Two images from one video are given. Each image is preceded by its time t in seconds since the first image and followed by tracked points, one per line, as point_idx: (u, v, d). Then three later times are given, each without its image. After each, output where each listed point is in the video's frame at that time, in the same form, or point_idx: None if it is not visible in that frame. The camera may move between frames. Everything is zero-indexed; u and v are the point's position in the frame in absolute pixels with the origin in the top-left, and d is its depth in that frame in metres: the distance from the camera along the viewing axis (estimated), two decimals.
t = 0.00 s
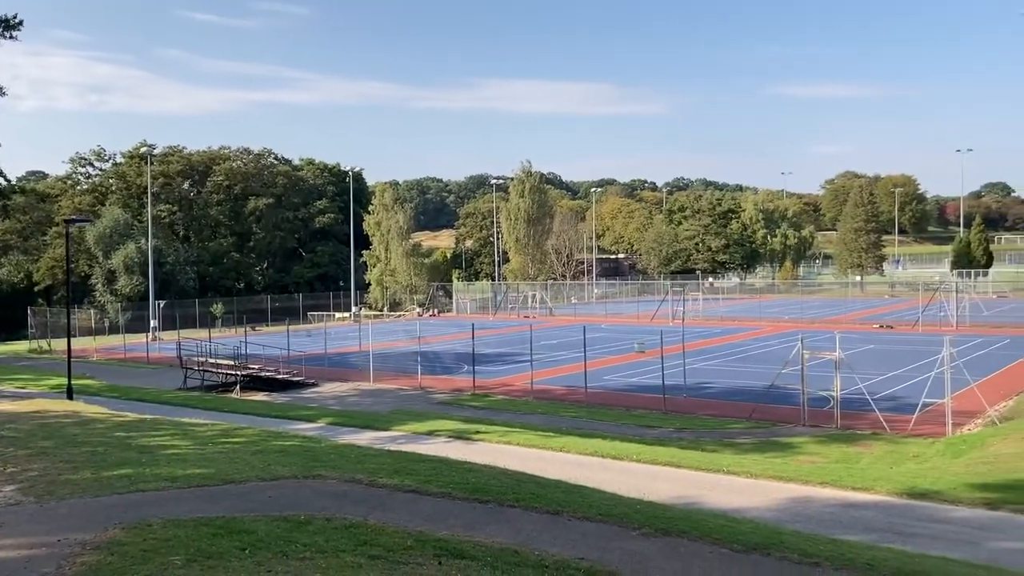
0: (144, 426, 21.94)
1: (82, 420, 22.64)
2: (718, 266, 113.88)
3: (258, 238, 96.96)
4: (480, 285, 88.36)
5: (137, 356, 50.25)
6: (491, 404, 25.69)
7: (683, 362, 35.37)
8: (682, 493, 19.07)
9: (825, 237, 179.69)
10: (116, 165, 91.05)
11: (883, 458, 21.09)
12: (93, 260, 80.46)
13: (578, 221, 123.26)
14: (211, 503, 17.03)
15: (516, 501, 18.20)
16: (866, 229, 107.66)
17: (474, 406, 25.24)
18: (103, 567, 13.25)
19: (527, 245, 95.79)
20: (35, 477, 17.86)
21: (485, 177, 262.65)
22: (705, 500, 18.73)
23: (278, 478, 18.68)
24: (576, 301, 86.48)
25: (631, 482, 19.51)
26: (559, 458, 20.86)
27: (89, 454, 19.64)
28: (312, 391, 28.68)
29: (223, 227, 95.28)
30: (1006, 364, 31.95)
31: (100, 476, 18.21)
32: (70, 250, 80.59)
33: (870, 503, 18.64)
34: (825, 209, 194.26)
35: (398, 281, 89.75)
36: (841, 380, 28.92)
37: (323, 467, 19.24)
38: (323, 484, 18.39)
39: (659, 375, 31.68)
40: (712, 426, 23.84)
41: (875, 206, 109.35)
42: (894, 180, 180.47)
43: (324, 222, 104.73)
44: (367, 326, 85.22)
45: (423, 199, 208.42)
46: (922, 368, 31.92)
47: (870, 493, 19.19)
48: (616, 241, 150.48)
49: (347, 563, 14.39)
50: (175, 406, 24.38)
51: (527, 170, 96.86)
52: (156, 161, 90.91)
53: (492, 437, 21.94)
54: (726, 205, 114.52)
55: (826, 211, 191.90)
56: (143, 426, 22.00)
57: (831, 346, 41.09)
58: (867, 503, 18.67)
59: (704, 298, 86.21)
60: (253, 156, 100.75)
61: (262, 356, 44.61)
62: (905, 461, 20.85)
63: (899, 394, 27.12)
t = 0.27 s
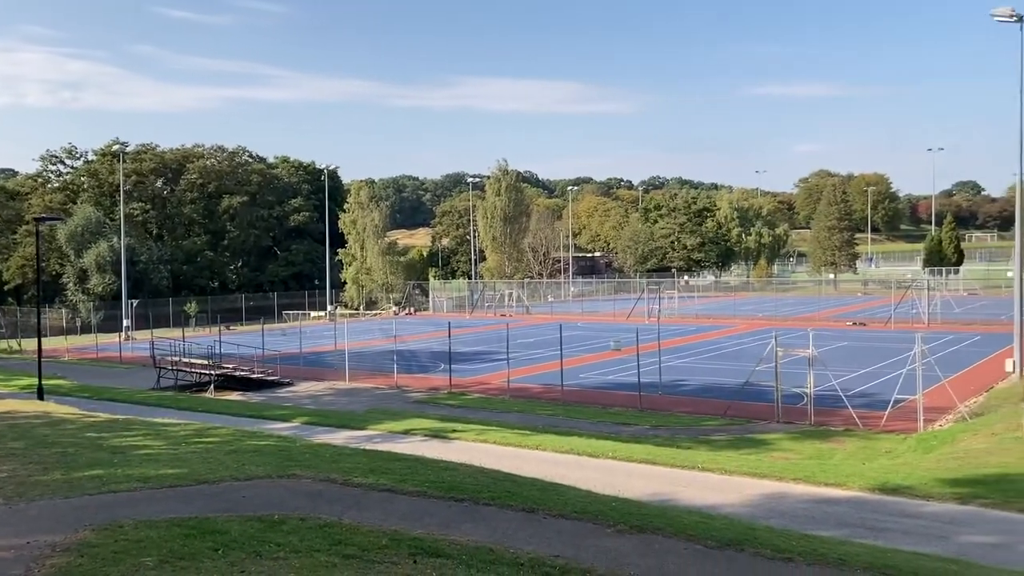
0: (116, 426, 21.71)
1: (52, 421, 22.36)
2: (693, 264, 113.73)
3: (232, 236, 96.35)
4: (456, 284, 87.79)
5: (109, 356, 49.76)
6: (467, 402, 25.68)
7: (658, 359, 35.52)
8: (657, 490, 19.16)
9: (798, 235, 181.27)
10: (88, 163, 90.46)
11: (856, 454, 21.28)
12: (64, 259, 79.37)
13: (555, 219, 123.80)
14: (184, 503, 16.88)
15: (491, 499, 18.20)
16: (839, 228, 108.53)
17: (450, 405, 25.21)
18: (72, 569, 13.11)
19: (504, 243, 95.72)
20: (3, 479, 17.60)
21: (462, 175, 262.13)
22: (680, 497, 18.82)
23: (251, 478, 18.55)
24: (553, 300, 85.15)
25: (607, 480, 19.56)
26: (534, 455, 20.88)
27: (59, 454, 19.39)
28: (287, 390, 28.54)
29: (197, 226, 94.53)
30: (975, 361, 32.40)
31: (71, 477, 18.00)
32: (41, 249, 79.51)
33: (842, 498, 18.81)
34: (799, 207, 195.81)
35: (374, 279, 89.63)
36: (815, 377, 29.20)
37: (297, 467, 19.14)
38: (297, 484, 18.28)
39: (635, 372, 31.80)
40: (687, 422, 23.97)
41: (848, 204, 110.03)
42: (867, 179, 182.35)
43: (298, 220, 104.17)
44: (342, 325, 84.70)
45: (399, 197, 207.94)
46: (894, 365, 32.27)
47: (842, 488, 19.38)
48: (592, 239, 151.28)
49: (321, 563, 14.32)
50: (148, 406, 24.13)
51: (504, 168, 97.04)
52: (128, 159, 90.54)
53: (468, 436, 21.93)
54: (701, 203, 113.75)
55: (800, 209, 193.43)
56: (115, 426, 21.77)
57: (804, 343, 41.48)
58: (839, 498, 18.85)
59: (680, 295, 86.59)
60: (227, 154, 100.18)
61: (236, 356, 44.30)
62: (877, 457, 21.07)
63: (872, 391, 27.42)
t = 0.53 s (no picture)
0: (85, 427, 21.46)
1: (20, 421, 22.06)
2: (668, 262, 114.88)
3: (205, 235, 95.63)
4: (431, 283, 87.16)
5: (80, 356, 49.17)
6: (442, 401, 25.66)
7: (632, 357, 35.66)
8: (631, 487, 19.24)
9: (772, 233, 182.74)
10: (57, 160, 89.49)
11: (828, 450, 21.49)
12: (33, 257, 78.42)
13: (530, 219, 124.05)
14: (155, 504, 16.72)
15: (465, 497, 18.19)
16: (811, 226, 109.48)
17: (425, 404, 25.17)
18: (39, 572, 12.94)
19: (479, 242, 95.85)
20: None
21: (437, 174, 261.51)
22: (654, 494, 18.91)
23: (223, 478, 18.41)
24: (529, 299, 85.88)
25: (581, 477, 19.61)
26: (509, 453, 20.89)
27: (28, 455, 19.14)
28: (260, 390, 28.35)
29: (169, 224, 93.69)
30: (945, 357, 32.81)
31: (39, 478, 17.77)
32: (9, 248, 78.48)
33: (814, 494, 18.98)
34: (771, 205, 197.29)
35: (348, 278, 89.55)
36: (787, 374, 29.45)
37: (269, 466, 19.03)
38: (269, 484, 18.16)
39: (609, 370, 31.92)
40: (661, 419, 24.09)
41: (821, 202, 110.85)
42: (840, 177, 184.02)
43: (272, 219, 103.60)
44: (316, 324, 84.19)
45: (374, 196, 207.32)
46: (865, 362, 32.63)
47: (814, 484, 19.56)
48: (566, 238, 150.61)
49: (293, 563, 14.24)
50: (118, 406, 23.88)
51: (479, 167, 97.05)
52: (99, 156, 89.65)
53: (443, 434, 21.90)
54: (673, 203, 118.58)
55: (772, 207, 194.86)
56: (85, 427, 21.52)
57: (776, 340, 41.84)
58: (810, 494, 19.02)
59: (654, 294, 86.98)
60: (199, 152, 99.47)
61: (209, 355, 43.96)
62: (849, 453, 21.29)
63: (843, 387, 27.71)
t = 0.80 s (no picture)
0: (52, 427, 21.19)
1: None
2: (641, 260, 115.48)
3: (175, 233, 94.72)
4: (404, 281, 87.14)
5: (47, 356, 48.50)
6: (415, 400, 25.61)
7: (605, 355, 35.83)
8: (602, 484, 19.32)
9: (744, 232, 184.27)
10: (24, 157, 88.37)
11: (798, 446, 21.70)
12: None
13: (504, 216, 124.22)
14: (122, 505, 16.54)
15: (437, 496, 18.17)
16: (781, 225, 110.41)
17: (398, 403, 25.12)
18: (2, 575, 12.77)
19: (453, 241, 95.74)
20: None
21: (411, 172, 260.73)
22: (625, 491, 19.00)
23: (193, 478, 18.25)
24: (502, 297, 86.95)
25: (554, 475, 19.65)
26: (481, 452, 20.90)
27: None
28: (232, 389, 28.16)
29: (139, 222, 92.70)
30: (912, 354, 33.28)
31: (4, 479, 17.52)
32: None
33: (783, 490, 19.15)
34: (742, 204, 198.77)
35: (320, 277, 88.82)
36: (758, 371, 29.71)
37: (240, 466, 18.90)
38: (239, 484, 18.02)
39: (582, 368, 32.05)
40: (633, 417, 24.20)
41: (791, 201, 111.92)
42: (810, 176, 185.99)
43: (244, 217, 102.83)
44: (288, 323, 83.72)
45: (346, 194, 206.38)
46: (834, 359, 32.99)
47: (784, 480, 19.75)
48: (541, 236, 150.79)
49: (263, 563, 14.16)
50: (86, 406, 23.60)
51: (453, 166, 96.88)
52: (67, 153, 88.61)
53: (415, 433, 21.86)
54: (646, 202, 121.11)
55: (744, 206, 196.32)
56: (52, 427, 21.25)
57: (747, 338, 42.22)
58: (780, 490, 19.20)
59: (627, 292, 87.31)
60: (169, 149, 98.63)
61: (179, 355, 43.56)
62: (818, 449, 21.51)
63: (813, 384, 28.02)
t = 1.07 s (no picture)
0: (15, 428, 20.87)
1: None
2: (612, 259, 116.40)
3: (143, 231, 93.66)
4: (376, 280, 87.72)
5: (11, 356, 47.74)
6: (386, 399, 25.54)
7: (576, 353, 35.94)
8: (573, 482, 19.36)
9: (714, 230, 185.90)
10: None
11: (767, 443, 21.88)
12: None
13: (476, 214, 124.30)
14: (88, 506, 16.32)
15: (407, 495, 18.12)
16: (751, 223, 111.41)
17: (369, 402, 25.04)
18: None
19: (425, 239, 95.49)
20: None
21: (382, 169, 259.72)
22: (596, 488, 19.06)
23: (160, 478, 18.06)
24: (474, 295, 87.35)
25: (525, 473, 19.67)
26: (452, 450, 20.88)
27: None
28: (201, 388, 27.92)
29: (106, 220, 91.52)
30: (879, 351, 33.71)
31: None
32: None
33: (752, 486, 19.31)
34: (713, 202, 200.43)
35: (290, 275, 88.25)
36: (728, 368, 29.97)
37: (208, 466, 18.74)
38: (207, 484, 17.85)
39: (553, 366, 32.15)
40: (604, 414, 24.31)
41: (760, 200, 113.14)
42: (779, 176, 188.22)
43: (213, 215, 101.95)
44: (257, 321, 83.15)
45: (317, 191, 205.27)
46: (802, 356, 33.36)
47: (752, 476, 19.92)
48: (513, 234, 149.60)
49: (231, 563, 14.04)
50: (51, 407, 23.28)
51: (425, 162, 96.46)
52: (31, 150, 87.32)
53: (386, 432, 21.80)
54: (617, 201, 122.01)
55: (714, 205, 197.88)
56: (15, 428, 20.93)
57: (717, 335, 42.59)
58: (749, 486, 19.36)
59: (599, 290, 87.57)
60: (137, 146, 97.54)
61: (146, 354, 43.06)
62: (786, 445, 21.71)
63: (781, 381, 28.32)
